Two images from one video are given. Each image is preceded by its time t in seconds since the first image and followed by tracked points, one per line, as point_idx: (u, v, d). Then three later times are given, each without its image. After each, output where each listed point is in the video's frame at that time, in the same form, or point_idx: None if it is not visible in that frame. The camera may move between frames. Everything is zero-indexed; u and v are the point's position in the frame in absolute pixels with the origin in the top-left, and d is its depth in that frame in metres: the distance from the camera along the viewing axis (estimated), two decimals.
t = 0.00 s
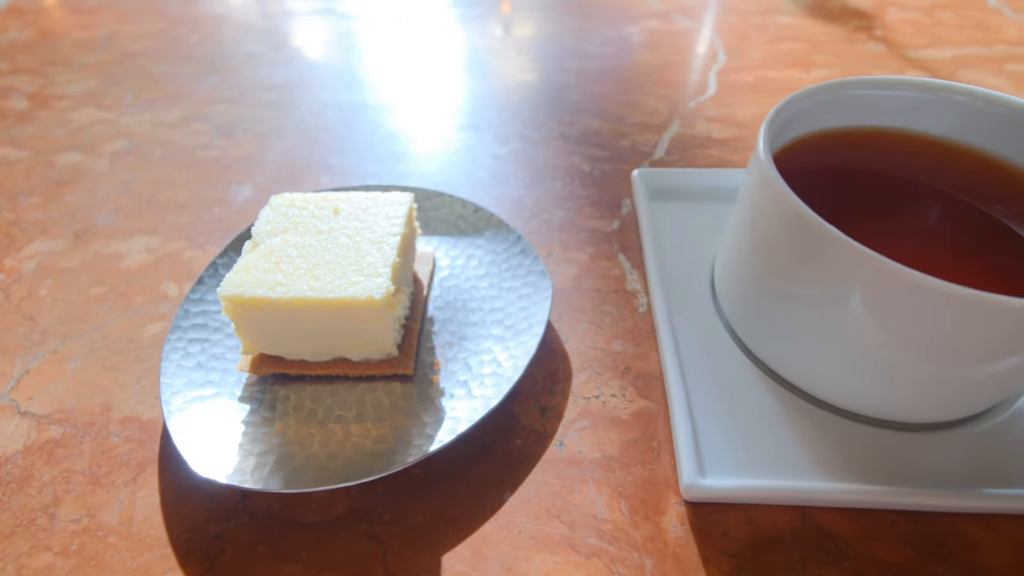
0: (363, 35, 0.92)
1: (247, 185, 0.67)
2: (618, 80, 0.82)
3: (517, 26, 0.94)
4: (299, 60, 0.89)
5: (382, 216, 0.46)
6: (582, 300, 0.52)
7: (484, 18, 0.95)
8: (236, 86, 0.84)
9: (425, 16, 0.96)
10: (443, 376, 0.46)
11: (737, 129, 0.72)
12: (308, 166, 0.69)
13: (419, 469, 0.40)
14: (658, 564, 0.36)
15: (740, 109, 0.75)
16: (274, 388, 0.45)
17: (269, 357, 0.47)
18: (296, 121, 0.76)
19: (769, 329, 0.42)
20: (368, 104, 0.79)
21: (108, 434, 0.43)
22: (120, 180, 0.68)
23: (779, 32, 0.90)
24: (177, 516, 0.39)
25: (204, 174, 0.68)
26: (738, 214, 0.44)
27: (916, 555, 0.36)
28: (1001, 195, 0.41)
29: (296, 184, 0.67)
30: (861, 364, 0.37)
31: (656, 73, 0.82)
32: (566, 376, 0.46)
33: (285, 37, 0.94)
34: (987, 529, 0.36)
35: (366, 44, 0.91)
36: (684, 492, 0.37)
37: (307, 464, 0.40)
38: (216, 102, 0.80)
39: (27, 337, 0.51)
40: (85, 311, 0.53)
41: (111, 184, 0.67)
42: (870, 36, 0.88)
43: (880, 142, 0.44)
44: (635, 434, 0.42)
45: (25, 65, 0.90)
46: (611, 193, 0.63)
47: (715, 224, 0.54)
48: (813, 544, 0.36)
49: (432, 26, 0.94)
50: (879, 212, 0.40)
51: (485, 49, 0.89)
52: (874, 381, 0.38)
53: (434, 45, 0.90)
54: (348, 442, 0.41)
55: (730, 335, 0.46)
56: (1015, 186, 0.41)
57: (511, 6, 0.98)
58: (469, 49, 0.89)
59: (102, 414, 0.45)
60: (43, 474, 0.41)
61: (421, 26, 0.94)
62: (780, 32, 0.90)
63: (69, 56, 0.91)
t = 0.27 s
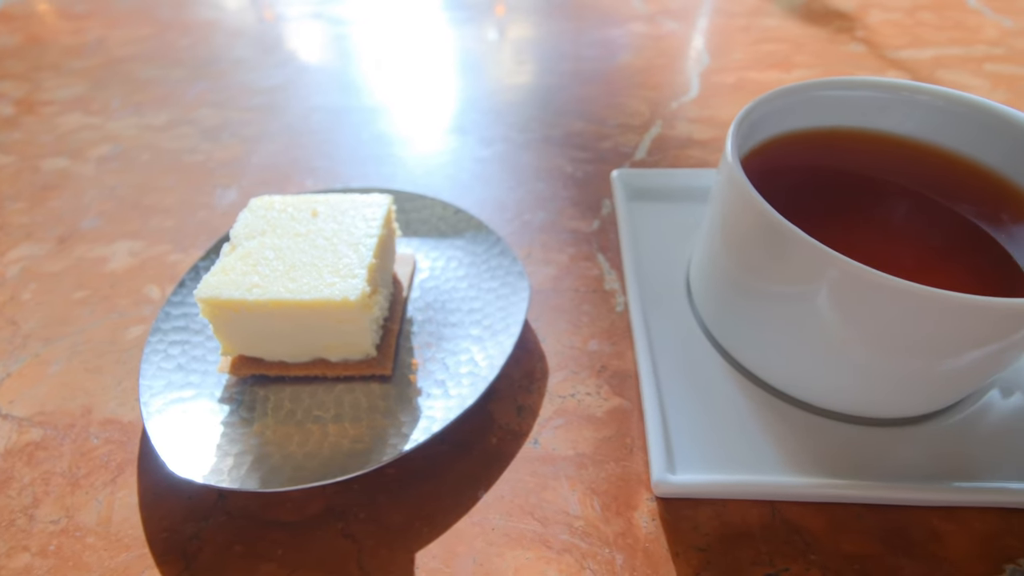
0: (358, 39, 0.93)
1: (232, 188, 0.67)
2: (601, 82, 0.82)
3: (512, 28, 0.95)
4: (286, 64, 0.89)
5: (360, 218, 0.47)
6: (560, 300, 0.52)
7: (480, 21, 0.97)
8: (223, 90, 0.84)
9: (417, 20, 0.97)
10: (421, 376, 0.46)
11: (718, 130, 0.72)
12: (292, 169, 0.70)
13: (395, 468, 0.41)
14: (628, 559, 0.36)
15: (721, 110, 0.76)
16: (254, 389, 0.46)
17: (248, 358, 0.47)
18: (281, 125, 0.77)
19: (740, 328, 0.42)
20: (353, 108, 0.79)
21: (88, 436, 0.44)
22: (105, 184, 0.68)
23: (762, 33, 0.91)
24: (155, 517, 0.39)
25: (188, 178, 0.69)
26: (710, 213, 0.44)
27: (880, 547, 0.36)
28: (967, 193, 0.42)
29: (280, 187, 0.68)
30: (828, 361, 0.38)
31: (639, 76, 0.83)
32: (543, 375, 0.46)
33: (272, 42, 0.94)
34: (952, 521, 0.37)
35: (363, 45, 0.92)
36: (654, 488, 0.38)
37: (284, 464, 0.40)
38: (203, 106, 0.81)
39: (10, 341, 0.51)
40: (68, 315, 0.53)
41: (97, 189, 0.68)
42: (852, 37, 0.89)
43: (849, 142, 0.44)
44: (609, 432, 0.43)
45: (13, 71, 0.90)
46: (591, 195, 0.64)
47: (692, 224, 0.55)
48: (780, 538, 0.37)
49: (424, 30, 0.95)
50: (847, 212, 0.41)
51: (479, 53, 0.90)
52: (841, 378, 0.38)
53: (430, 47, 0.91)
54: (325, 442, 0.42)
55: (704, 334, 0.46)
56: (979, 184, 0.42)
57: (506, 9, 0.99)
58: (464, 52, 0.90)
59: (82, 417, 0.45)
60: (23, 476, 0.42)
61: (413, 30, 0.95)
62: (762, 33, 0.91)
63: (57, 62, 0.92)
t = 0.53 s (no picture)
0: (352, 47, 0.95)
1: (219, 197, 0.68)
2: (586, 91, 0.84)
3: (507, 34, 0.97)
4: (277, 73, 0.90)
5: (339, 227, 0.48)
6: (539, 307, 0.53)
7: (475, 28, 0.98)
8: (212, 99, 0.85)
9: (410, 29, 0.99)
10: (400, 381, 0.47)
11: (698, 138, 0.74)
12: (279, 177, 0.71)
13: (372, 472, 0.42)
14: (598, 560, 0.37)
15: (702, 119, 0.77)
16: (235, 395, 0.46)
17: (231, 365, 0.48)
18: (270, 134, 0.78)
19: (710, 333, 0.43)
20: (341, 116, 0.80)
21: (72, 442, 0.45)
22: (94, 194, 0.69)
23: (744, 41, 0.92)
24: (136, 522, 0.40)
25: (176, 187, 0.70)
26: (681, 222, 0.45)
27: (843, 546, 0.37)
28: (927, 200, 0.43)
29: (266, 195, 0.69)
30: (793, 365, 0.39)
31: (622, 84, 0.84)
32: (520, 380, 0.47)
33: (264, 51, 0.96)
34: (914, 522, 0.38)
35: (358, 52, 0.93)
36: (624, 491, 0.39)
37: (263, 469, 0.41)
38: (192, 115, 0.82)
39: None
40: (55, 323, 0.54)
41: (85, 199, 0.69)
42: (832, 45, 0.90)
43: (816, 152, 0.46)
44: (582, 435, 0.43)
45: (6, 81, 0.91)
46: (572, 202, 0.65)
47: (668, 230, 0.56)
48: (747, 538, 0.38)
49: (417, 38, 0.96)
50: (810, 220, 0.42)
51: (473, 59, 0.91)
52: (806, 382, 0.39)
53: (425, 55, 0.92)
54: (304, 447, 0.43)
55: (677, 339, 0.47)
56: (938, 190, 0.43)
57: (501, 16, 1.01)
58: (458, 58, 0.92)
59: (67, 424, 0.46)
60: (7, 483, 0.42)
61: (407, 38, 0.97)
62: (744, 42, 0.92)
63: (49, 72, 0.93)
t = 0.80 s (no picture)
0: (340, 50, 0.96)
1: (199, 203, 0.68)
2: (566, 95, 0.84)
3: (502, 36, 0.98)
4: (260, 79, 0.91)
5: (312, 232, 0.48)
6: (512, 309, 0.54)
7: (468, 32, 0.99)
8: (195, 106, 0.85)
9: (397, 33, 0.99)
10: (373, 385, 0.48)
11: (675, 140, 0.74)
12: (258, 182, 0.71)
13: (344, 474, 0.42)
14: (563, 558, 0.38)
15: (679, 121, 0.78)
16: (210, 400, 0.47)
17: (205, 370, 0.48)
18: (251, 139, 0.78)
19: (677, 333, 0.44)
20: (323, 122, 0.81)
21: (47, 448, 0.45)
22: (74, 201, 0.69)
23: (723, 44, 0.93)
24: (108, 527, 0.40)
25: (155, 193, 0.70)
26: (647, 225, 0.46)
27: (804, 541, 0.38)
28: (885, 200, 0.45)
29: (245, 200, 0.69)
30: (756, 363, 0.40)
31: (601, 88, 0.85)
32: (491, 382, 0.48)
33: (248, 58, 0.96)
34: (873, 516, 0.39)
35: (351, 57, 0.94)
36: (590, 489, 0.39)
37: (234, 472, 0.41)
38: (174, 122, 0.82)
39: None
40: (32, 330, 0.54)
41: (66, 206, 0.69)
42: (809, 47, 0.91)
43: (780, 153, 0.47)
44: (552, 435, 0.44)
45: None
46: (549, 204, 0.65)
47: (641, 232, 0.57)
48: (710, 534, 0.38)
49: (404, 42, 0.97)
50: (772, 222, 0.44)
51: (463, 62, 0.92)
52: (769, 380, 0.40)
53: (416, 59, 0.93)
54: (277, 450, 0.43)
55: (647, 340, 0.48)
56: (896, 190, 0.45)
57: (494, 18, 1.02)
58: (449, 61, 0.92)
59: (42, 430, 0.46)
60: None
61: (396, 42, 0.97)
62: (723, 44, 0.93)
63: (33, 80, 0.93)
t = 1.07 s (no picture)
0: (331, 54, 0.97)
1: (183, 210, 0.69)
2: (548, 98, 0.85)
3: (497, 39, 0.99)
4: (246, 86, 0.91)
5: (288, 237, 0.49)
6: (490, 311, 0.54)
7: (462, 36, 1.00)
8: (181, 113, 0.86)
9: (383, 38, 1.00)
10: (350, 388, 0.48)
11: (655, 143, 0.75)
12: (242, 188, 0.71)
13: (319, 477, 0.43)
14: (534, 557, 0.38)
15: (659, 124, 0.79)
16: (188, 405, 0.47)
17: (184, 375, 0.49)
18: (236, 146, 0.78)
19: (648, 334, 0.45)
20: (307, 128, 0.81)
21: (25, 455, 0.45)
22: (58, 209, 0.70)
23: (704, 47, 0.93)
24: (84, 531, 0.41)
25: (139, 200, 0.70)
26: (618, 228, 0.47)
27: (771, 537, 0.39)
28: (854, 201, 0.45)
29: (228, 206, 0.69)
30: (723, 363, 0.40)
31: (583, 92, 0.86)
32: (467, 384, 0.48)
33: (234, 64, 0.97)
34: (840, 512, 0.39)
35: (339, 61, 0.95)
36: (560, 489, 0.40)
37: (210, 476, 0.42)
38: (159, 129, 0.83)
39: None
40: (13, 338, 0.55)
41: (50, 214, 0.69)
42: (790, 49, 0.92)
43: (750, 156, 0.48)
44: (526, 436, 0.45)
45: None
46: (528, 207, 0.66)
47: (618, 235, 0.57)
48: (679, 532, 0.39)
49: (394, 47, 0.97)
50: (740, 224, 0.45)
51: (455, 67, 0.92)
52: (737, 379, 0.41)
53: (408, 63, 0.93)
54: (253, 454, 0.44)
55: (620, 340, 0.49)
56: (864, 190, 0.45)
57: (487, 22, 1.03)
58: (442, 65, 0.93)
59: (21, 436, 0.47)
60: None
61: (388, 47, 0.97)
62: (704, 47, 0.93)
63: (19, 88, 0.94)
